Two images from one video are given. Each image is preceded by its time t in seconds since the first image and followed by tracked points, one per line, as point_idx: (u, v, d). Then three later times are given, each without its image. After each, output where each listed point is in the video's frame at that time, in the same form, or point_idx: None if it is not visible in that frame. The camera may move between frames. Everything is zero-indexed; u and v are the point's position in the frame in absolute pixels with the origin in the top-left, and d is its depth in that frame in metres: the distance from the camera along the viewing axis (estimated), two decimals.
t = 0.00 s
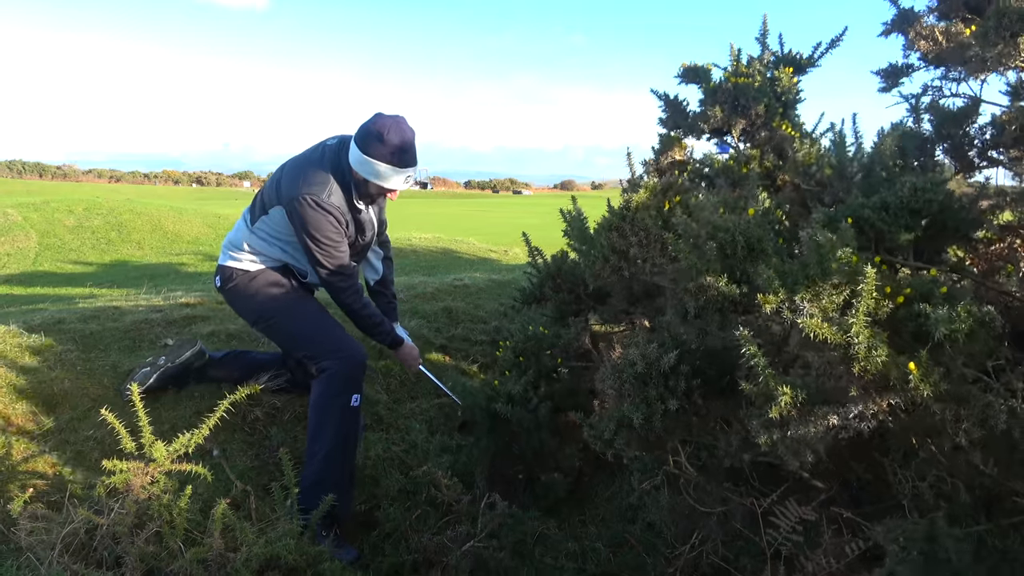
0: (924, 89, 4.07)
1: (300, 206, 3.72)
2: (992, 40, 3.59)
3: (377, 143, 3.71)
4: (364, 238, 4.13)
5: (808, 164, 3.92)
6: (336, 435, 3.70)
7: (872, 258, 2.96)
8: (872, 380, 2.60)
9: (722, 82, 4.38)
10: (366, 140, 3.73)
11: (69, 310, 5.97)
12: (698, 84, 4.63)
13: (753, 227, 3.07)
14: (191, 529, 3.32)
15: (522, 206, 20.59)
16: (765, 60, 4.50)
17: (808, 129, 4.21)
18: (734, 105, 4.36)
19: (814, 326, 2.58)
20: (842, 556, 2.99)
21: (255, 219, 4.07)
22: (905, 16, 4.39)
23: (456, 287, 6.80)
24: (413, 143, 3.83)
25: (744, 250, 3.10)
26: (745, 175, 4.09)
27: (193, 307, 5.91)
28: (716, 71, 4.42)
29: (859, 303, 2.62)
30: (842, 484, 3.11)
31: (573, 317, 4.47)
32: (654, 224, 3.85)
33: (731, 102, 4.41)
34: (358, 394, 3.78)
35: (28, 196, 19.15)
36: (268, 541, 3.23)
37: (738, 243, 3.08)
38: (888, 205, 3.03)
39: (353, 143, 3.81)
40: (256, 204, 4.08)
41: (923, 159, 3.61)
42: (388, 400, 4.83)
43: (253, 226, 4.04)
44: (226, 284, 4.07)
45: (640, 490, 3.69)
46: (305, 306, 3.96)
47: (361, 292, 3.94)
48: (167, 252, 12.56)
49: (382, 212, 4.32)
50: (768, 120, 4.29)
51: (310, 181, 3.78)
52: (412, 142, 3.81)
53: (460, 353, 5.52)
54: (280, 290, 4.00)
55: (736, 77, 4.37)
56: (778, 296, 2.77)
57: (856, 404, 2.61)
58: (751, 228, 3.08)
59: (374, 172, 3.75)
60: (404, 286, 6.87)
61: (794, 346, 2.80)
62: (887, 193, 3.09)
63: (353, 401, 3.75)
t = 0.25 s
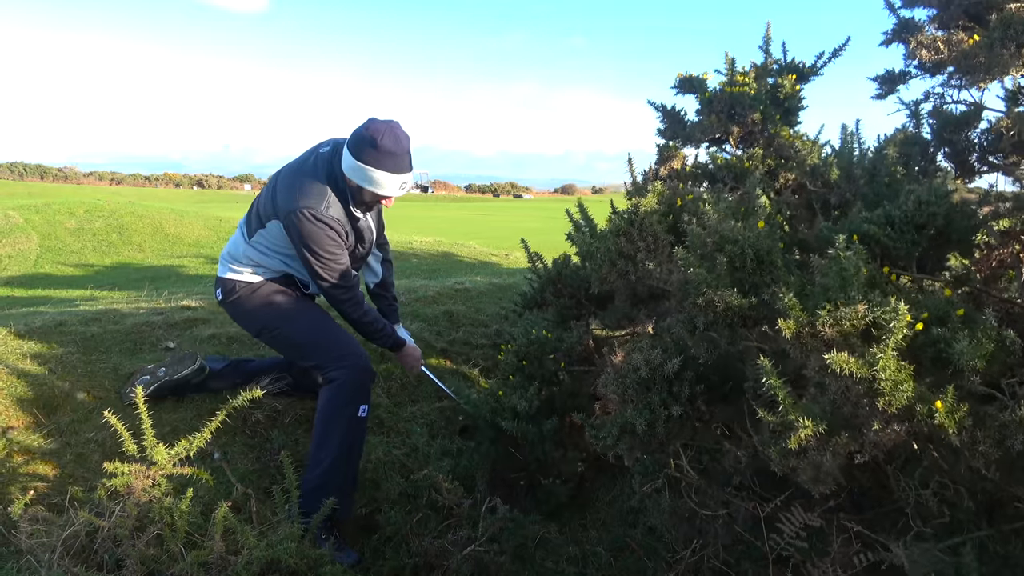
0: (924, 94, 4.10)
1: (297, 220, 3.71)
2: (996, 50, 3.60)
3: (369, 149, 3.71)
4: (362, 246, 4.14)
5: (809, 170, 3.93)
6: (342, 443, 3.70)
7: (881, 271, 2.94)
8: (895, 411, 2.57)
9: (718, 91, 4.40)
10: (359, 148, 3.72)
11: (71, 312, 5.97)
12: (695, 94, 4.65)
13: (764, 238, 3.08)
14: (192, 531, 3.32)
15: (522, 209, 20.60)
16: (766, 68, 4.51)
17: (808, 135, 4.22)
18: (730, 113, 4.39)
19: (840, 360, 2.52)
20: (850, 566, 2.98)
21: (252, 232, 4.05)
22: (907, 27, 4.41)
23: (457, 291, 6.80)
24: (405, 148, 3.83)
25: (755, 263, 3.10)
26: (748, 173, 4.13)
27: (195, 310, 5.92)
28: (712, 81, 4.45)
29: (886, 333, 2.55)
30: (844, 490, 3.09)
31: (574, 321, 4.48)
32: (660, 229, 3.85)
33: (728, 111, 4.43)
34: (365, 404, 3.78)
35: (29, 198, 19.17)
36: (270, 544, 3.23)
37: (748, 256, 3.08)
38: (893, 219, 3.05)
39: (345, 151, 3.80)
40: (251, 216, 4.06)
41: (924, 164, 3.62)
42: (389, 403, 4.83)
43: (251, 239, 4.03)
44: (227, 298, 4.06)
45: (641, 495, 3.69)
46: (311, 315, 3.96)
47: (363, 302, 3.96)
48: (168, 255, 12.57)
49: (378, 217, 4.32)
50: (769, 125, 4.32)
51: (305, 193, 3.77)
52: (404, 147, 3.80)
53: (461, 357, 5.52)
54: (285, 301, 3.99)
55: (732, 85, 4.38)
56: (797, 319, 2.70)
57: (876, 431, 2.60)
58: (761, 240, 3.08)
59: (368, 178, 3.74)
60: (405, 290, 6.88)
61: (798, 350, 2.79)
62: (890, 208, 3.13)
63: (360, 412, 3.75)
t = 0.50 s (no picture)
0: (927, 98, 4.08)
1: (302, 212, 3.72)
2: (998, 53, 3.60)
3: (371, 142, 3.71)
4: (367, 242, 4.13)
5: (811, 171, 3.93)
6: (341, 440, 3.70)
7: (880, 274, 2.94)
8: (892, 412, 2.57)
9: (727, 86, 4.47)
10: (364, 140, 3.72)
11: (71, 308, 5.97)
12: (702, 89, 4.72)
13: (763, 243, 3.05)
14: (192, 529, 3.32)
15: (523, 210, 20.61)
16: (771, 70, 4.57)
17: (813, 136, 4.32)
18: (738, 108, 4.45)
19: (829, 367, 2.54)
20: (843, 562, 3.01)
21: (255, 225, 4.06)
22: (907, 27, 4.41)
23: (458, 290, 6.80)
24: (408, 140, 3.82)
25: (755, 268, 3.06)
26: (751, 176, 4.16)
27: (196, 307, 5.92)
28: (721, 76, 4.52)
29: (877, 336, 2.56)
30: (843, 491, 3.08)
31: (575, 321, 4.49)
32: (667, 220, 3.87)
33: (736, 108, 4.50)
34: (364, 401, 3.79)
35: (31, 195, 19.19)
36: (270, 542, 3.22)
37: (748, 260, 3.04)
38: (895, 220, 3.03)
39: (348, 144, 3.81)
40: (256, 210, 4.08)
41: (927, 166, 3.62)
42: (389, 402, 4.83)
43: (255, 233, 4.03)
44: (228, 292, 4.06)
45: (641, 496, 3.68)
46: (310, 312, 3.95)
47: (366, 296, 3.95)
48: (169, 252, 12.57)
49: (383, 214, 4.32)
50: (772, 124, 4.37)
51: (310, 186, 3.78)
52: (406, 139, 3.80)
53: (461, 356, 5.52)
54: (282, 298, 3.98)
55: (740, 82, 4.44)
56: (792, 325, 2.71)
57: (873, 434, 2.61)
58: (761, 245, 3.05)
59: (370, 171, 3.74)
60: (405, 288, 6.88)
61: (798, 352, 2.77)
62: (894, 208, 3.10)
63: (360, 409, 3.76)
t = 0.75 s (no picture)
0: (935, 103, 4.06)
1: (309, 197, 3.72)
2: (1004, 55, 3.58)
3: (376, 126, 3.73)
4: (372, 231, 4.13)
5: (815, 175, 3.94)
6: (335, 437, 3.70)
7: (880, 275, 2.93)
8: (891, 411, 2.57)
9: (731, 91, 4.46)
10: (365, 125, 3.74)
11: (73, 305, 5.98)
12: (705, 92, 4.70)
13: (763, 240, 3.02)
14: (191, 526, 3.32)
15: (525, 210, 20.60)
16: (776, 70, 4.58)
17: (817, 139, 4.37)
18: (742, 113, 4.45)
19: (836, 361, 2.54)
20: (847, 571, 2.95)
21: (261, 214, 4.05)
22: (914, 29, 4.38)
23: (460, 290, 6.80)
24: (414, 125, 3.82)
25: (756, 265, 3.04)
26: (755, 179, 4.19)
27: (197, 305, 5.93)
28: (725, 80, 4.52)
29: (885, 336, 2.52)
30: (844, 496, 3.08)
31: (576, 322, 4.49)
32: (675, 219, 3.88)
33: (739, 112, 4.50)
34: (358, 398, 3.79)
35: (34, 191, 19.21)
36: (269, 541, 3.22)
37: (750, 257, 3.01)
38: (894, 215, 3.05)
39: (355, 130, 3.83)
40: (260, 201, 4.06)
41: (931, 170, 3.62)
42: (390, 401, 4.83)
43: (260, 222, 4.02)
44: (231, 282, 4.06)
45: (641, 498, 3.67)
46: (315, 306, 3.96)
47: (370, 284, 3.94)
48: (171, 249, 12.58)
49: (389, 204, 4.32)
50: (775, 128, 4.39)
51: (318, 172, 3.78)
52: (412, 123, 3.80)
53: (463, 355, 5.52)
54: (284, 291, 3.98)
55: (745, 86, 4.46)
56: (798, 323, 2.75)
57: (873, 434, 2.60)
58: (762, 242, 3.02)
59: (375, 153, 3.74)
60: (407, 288, 6.89)
61: (805, 353, 2.76)
62: (893, 204, 3.12)
63: (353, 405, 3.76)
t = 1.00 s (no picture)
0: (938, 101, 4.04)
1: (322, 194, 3.72)
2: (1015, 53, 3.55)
3: (376, 112, 3.76)
4: (381, 230, 4.13)
5: (818, 174, 3.94)
6: (344, 439, 3.70)
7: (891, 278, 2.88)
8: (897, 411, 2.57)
9: (732, 91, 4.49)
10: (369, 115, 3.78)
11: (76, 304, 5.99)
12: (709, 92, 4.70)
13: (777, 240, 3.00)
14: (193, 526, 3.32)
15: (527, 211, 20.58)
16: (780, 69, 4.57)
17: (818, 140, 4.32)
18: (744, 114, 4.49)
19: (840, 359, 2.55)
20: (848, 571, 2.93)
21: (265, 219, 4.03)
22: (924, 24, 4.34)
23: (462, 291, 6.80)
24: (415, 112, 3.83)
25: (768, 264, 3.03)
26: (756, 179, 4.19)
27: (200, 305, 5.93)
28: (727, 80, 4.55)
29: (886, 334, 2.57)
30: (847, 497, 3.06)
31: (580, 322, 4.49)
32: (678, 223, 3.84)
33: (741, 112, 4.53)
34: (368, 399, 3.79)
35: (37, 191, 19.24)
36: (271, 541, 3.22)
37: (762, 257, 3.00)
38: (901, 228, 3.04)
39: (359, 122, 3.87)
40: (267, 203, 4.05)
41: (935, 170, 3.61)
42: (392, 401, 4.82)
43: (266, 225, 4.01)
44: (235, 288, 4.03)
45: (644, 499, 3.66)
46: (323, 309, 3.94)
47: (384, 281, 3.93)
48: (173, 249, 12.59)
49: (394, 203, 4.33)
50: (779, 127, 4.40)
51: (328, 170, 3.78)
52: (413, 110, 3.82)
53: (465, 356, 5.52)
54: (286, 292, 3.97)
55: (746, 87, 4.47)
56: (801, 323, 2.75)
57: (879, 435, 2.59)
58: (775, 242, 3.00)
59: (375, 139, 3.76)
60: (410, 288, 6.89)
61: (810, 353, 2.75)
62: (900, 213, 3.11)
63: (364, 406, 3.76)
